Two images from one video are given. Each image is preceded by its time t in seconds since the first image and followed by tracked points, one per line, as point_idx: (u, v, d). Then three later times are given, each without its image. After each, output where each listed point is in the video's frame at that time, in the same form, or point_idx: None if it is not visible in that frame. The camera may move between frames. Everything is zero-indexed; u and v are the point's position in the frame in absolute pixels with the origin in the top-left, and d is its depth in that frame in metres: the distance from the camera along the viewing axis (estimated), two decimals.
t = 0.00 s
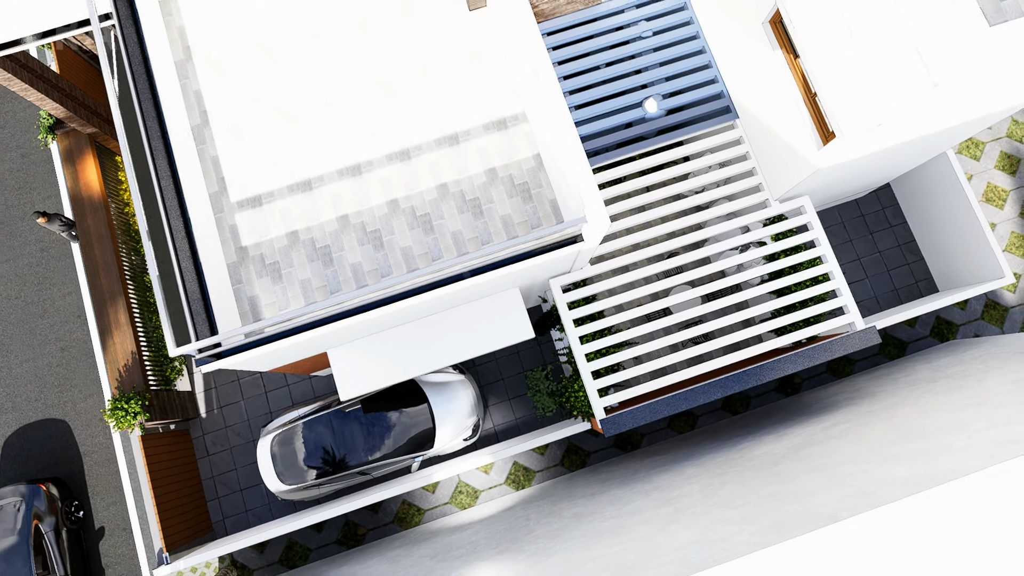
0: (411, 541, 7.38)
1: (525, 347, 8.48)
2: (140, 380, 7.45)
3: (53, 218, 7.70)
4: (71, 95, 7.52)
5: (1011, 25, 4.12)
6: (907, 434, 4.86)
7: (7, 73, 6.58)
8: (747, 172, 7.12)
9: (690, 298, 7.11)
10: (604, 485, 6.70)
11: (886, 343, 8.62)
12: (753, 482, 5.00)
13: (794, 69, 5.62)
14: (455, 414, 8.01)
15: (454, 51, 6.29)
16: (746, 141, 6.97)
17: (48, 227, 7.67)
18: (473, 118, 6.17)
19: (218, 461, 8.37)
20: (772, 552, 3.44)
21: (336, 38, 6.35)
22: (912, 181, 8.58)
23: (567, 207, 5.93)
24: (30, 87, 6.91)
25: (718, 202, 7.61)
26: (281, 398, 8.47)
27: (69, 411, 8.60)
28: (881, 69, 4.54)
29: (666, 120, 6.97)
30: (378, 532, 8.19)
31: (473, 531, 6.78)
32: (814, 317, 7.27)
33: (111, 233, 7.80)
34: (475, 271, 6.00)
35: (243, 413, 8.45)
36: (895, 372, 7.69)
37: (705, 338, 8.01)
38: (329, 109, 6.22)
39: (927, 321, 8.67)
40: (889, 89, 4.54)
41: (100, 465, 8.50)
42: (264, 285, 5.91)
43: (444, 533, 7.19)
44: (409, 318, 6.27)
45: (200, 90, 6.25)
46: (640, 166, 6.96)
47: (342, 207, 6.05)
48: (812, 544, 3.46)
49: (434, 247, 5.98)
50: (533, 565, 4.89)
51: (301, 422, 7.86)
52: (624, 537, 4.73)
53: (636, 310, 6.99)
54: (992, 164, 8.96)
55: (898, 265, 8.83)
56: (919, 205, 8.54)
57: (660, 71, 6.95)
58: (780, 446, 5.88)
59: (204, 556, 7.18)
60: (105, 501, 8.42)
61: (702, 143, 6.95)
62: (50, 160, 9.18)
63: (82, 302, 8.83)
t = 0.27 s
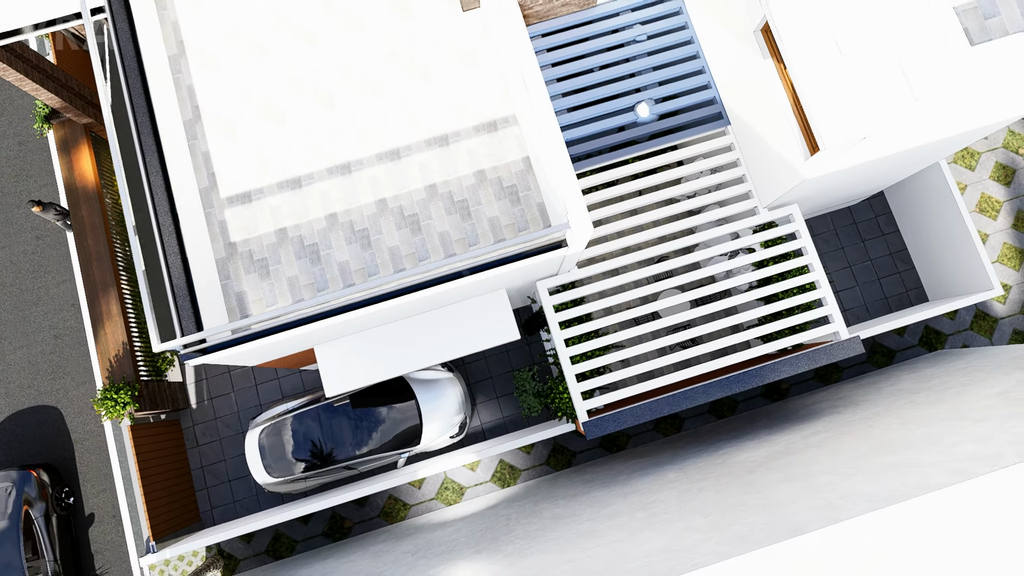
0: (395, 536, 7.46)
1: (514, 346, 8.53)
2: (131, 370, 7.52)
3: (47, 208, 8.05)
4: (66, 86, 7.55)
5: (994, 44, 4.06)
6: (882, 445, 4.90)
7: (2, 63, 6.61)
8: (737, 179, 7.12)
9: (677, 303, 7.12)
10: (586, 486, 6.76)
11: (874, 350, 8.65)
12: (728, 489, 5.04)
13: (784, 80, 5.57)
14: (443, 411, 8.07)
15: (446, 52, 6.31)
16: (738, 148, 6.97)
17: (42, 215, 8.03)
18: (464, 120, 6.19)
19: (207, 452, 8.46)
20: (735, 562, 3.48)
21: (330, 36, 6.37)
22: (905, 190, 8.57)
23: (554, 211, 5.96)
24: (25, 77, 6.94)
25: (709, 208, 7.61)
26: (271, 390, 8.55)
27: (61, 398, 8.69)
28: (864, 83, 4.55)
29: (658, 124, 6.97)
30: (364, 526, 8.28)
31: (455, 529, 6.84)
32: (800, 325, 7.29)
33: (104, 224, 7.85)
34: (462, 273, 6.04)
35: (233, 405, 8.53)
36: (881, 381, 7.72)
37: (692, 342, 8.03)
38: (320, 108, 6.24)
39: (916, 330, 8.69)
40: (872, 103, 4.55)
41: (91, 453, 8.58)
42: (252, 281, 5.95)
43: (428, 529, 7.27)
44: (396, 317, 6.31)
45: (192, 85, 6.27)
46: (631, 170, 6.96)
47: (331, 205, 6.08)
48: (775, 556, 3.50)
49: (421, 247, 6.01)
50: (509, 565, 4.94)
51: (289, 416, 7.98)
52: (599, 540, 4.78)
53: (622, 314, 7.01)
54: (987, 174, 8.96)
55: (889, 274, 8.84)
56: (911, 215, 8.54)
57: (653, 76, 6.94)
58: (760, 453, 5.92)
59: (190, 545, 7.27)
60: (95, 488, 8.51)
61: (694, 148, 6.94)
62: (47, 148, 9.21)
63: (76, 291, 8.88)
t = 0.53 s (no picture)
0: (379, 530, 7.54)
1: (504, 345, 8.58)
2: (121, 360, 7.59)
3: (43, 196, 8.11)
4: (62, 75, 7.57)
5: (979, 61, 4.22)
6: (858, 456, 4.94)
7: None
8: (728, 185, 7.14)
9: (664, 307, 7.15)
10: (569, 487, 6.82)
11: (862, 358, 8.68)
12: (704, 496, 5.09)
13: (773, 89, 5.49)
14: (431, 408, 8.14)
15: (440, 52, 6.32)
16: (729, 154, 6.98)
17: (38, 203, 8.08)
18: (455, 120, 6.21)
19: (197, 442, 8.54)
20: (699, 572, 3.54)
21: (324, 33, 6.38)
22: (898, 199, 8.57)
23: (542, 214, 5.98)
24: (20, 67, 6.96)
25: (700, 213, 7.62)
26: (262, 382, 8.62)
27: (54, 385, 8.77)
28: (849, 96, 4.56)
29: (650, 129, 6.98)
30: (350, 519, 8.36)
31: (438, 525, 6.91)
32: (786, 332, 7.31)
33: (99, 215, 7.90)
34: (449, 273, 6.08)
35: (224, 396, 8.60)
36: (866, 389, 7.76)
37: (680, 346, 8.05)
38: (312, 105, 6.26)
39: (905, 339, 8.72)
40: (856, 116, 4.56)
41: (82, 440, 8.67)
42: (240, 277, 6.00)
43: (412, 525, 7.34)
44: (383, 315, 6.35)
45: (186, 79, 6.29)
46: (621, 174, 6.98)
47: (320, 203, 6.12)
48: (740, 566, 3.55)
49: (409, 247, 6.04)
50: (485, 565, 5.00)
51: (280, 410, 8.04)
52: (573, 543, 4.84)
53: (609, 317, 7.04)
54: (982, 184, 8.95)
55: (880, 282, 8.86)
56: (903, 223, 8.54)
57: (647, 80, 6.95)
58: (740, 459, 5.97)
59: (178, 535, 7.36)
60: (86, 475, 8.60)
61: (684, 153, 6.95)
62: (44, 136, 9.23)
63: (71, 278, 8.94)
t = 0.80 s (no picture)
0: (364, 524, 7.63)
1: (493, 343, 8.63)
2: (112, 350, 7.66)
3: (38, 184, 8.16)
4: (58, 65, 7.60)
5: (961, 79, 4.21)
6: (832, 467, 4.99)
7: None
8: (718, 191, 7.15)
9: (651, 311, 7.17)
10: (551, 487, 6.89)
11: (849, 365, 8.71)
12: (680, 501, 5.15)
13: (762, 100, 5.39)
14: (418, 404, 8.20)
15: (432, 53, 6.34)
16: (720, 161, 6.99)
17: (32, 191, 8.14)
18: (446, 121, 6.23)
19: (188, 432, 8.63)
20: None
21: (317, 30, 6.40)
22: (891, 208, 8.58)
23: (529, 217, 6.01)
24: (16, 57, 6.98)
25: (691, 218, 7.63)
26: (252, 375, 8.68)
27: (47, 372, 8.84)
28: (833, 110, 4.57)
29: (642, 133, 6.98)
30: (337, 512, 8.46)
31: (421, 521, 6.99)
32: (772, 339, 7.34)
33: (93, 205, 7.95)
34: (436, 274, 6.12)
35: (215, 387, 8.68)
36: (851, 396, 7.80)
37: (668, 350, 8.08)
38: (304, 102, 6.29)
39: (893, 347, 8.75)
40: (839, 129, 4.57)
41: (74, 427, 8.76)
42: (229, 272, 6.05)
43: (396, 520, 7.42)
44: (370, 313, 6.40)
45: (179, 74, 6.32)
46: (611, 178, 6.98)
47: (310, 201, 6.15)
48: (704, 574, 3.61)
49: (397, 246, 6.08)
50: (461, 563, 5.07)
51: (270, 403, 8.13)
52: (549, 544, 4.91)
53: (596, 319, 7.06)
54: (975, 195, 8.95)
55: (870, 289, 8.88)
56: (895, 232, 8.55)
57: (640, 84, 6.95)
58: (720, 465, 6.02)
59: (165, 524, 7.44)
60: (77, 462, 8.69)
61: (675, 159, 6.96)
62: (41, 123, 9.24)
63: (65, 267, 8.99)
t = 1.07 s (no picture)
0: (349, 518, 7.71)
1: (481, 342, 8.68)
2: (103, 341, 7.71)
3: (33, 174, 8.22)
4: (54, 55, 7.62)
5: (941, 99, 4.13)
6: (805, 477, 5.04)
7: None
8: (707, 198, 7.16)
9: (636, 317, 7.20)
10: (533, 487, 6.95)
11: (835, 372, 8.75)
12: (656, 507, 5.20)
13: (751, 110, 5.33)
14: (405, 401, 8.27)
15: (423, 54, 6.35)
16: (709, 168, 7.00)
17: (27, 180, 8.19)
18: (435, 123, 6.26)
19: (177, 423, 8.71)
20: None
21: (310, 29, 6.41)
22: (882, 217, 8.58)
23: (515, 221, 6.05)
24: (11, 47, 7.01)
25: (680, 223, 7.65)
26: (242, 367, 8.75)
27: (40, 360, 8.92)
28: (813, 125, 4.58)
29: (633, 139, 7.00)
30: (323, 505, 8.55)
31: (404, 518, 7.07)
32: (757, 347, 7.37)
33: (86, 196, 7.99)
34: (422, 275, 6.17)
35: (205, 379, 8.75)
36: (835, 404, 7.84)
37: (654, 354, 8.12)
38: (295, 101, 6.32)
39: (880, 356, 8.78)
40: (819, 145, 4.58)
41: (66, 415, 8.84)
42: (216, 268, 6.10)
43: (380, 515, 7.50)
44: (357, 312, 6.45)
45: (171, 70, 6.34)
46: (600, 182, 6.99)
47: (298, 199, 6.20)
48: None
49: (383, 246, 6.13)
50: (437, 562, 5.14)
51: (259, 397, 8.20)
52: (523, 546, 4.97)
53: (581, 323, 7.10)
54: (967, 206, 8.95)
55: (858, 298, 8.91)
56: (885, 241, 8.56)
57: (631, 89, 6.95)
58: (698, 470, 6.08)
59: (152, 513, 7.53)
60: (67, 449, 8.78)
61: (664, 165, 6.97)
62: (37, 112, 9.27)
63: (59, 256, 9.04)
